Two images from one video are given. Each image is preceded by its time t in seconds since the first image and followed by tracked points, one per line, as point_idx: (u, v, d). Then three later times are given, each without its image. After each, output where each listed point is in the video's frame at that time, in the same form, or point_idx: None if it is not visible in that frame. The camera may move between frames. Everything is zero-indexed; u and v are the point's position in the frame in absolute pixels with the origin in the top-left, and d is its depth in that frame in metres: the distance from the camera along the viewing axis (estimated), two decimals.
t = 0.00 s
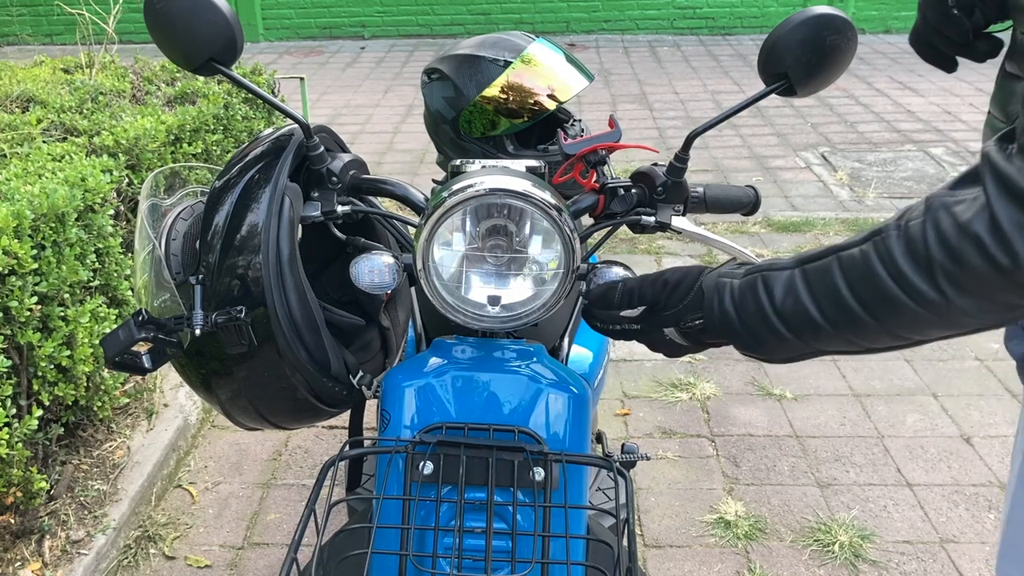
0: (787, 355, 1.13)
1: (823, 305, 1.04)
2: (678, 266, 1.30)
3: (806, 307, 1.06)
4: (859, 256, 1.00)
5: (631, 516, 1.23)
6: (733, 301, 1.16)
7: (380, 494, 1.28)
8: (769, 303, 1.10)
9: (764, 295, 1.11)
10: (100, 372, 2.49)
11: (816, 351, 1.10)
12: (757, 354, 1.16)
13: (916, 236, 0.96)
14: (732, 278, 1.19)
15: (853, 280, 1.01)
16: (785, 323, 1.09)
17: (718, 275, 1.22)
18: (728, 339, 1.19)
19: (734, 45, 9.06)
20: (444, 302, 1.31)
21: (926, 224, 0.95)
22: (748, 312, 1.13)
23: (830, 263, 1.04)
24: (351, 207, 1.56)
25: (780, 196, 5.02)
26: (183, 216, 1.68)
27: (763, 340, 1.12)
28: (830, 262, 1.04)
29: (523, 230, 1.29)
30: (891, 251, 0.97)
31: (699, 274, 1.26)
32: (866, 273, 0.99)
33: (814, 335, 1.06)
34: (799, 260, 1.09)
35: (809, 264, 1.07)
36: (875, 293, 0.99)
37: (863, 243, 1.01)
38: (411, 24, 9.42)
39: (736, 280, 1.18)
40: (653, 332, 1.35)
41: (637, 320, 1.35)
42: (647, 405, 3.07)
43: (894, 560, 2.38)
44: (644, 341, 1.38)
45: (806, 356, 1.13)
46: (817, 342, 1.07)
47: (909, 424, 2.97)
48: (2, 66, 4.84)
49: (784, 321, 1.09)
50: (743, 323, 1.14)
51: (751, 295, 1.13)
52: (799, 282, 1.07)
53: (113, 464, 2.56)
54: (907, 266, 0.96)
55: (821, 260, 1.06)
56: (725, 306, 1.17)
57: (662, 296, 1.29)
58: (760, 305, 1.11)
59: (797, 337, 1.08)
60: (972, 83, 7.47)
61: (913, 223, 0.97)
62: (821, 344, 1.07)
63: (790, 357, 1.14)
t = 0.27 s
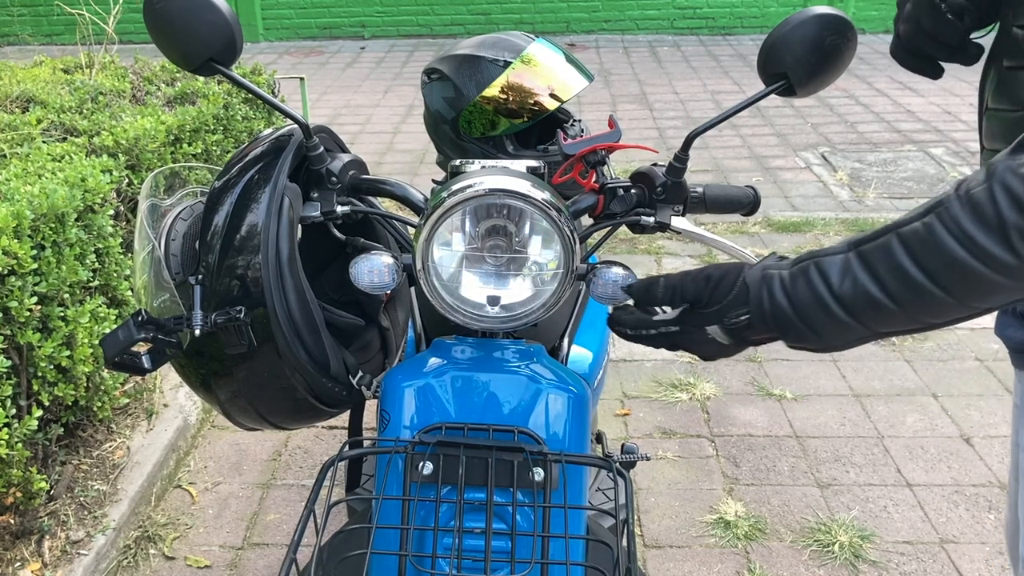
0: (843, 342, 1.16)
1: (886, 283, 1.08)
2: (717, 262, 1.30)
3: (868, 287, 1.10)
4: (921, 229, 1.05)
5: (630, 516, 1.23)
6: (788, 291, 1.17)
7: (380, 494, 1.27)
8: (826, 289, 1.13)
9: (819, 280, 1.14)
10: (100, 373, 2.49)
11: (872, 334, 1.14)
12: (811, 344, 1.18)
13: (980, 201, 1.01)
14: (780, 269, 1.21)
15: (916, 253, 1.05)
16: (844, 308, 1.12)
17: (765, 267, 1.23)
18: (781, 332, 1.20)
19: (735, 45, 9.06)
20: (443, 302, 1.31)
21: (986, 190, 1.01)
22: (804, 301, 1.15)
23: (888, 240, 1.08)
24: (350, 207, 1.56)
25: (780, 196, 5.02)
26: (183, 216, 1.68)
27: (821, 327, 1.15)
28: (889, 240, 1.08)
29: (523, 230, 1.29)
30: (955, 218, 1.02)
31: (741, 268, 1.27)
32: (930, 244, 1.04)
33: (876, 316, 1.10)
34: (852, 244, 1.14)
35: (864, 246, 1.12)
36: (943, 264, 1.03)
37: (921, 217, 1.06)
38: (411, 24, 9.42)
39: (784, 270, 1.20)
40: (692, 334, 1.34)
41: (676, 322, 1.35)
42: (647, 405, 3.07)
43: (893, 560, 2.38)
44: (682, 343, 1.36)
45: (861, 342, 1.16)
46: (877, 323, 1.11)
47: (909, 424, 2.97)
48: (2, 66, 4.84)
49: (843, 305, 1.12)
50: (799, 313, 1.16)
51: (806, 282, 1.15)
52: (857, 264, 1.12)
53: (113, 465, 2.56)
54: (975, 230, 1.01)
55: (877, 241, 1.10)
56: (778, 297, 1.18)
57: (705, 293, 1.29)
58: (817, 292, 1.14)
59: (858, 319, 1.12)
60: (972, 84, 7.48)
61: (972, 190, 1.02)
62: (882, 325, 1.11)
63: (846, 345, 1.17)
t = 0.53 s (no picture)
0: (864, 327, 1.21)
1: (912, 266, 1.13)
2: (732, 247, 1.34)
3: (893, 269, 1.15)
4: (949, 210, 1.10)
5: (630, 516, 1.23)
6: (810, 276, 1.23)
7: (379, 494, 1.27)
8: (849, 273, 1.19)
9: (841, 264, 1.20)
10: (100, 372, 2.49)
11: (893, 319, 1.19)
12: (832, 329, 1.24)
13: (1006, 184, 1.07)
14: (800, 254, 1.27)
15: (943, 235, 1.11)
16: (867, 292, 1.18)
17: (783, 253, 1.30)
18: (799, 318, 1.26)
19: (735, 45, 9.05)
20: (443, 302, 1.31)
21: (1010, 171, 1.07)
22: (825, 286, 1.21)
23: (914, 222, 1.14)
24: (349, 207, 1.56)
25: (780, 196, 5.02)
26: (183, 216, 1.68)
27: (842, 312, 1.20)
28: (914, 221, 1.14)
29: (522, 230, 1.29)
30: (979, 201, 1.08)
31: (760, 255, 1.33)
32: (957, 225, 1.09)
33: (900, 300, 1.15)
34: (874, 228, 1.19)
35: (887, 229, 1.17)
36: (970, 245, 1.08)
37: (945, 201, 1.12)
38: (411, 24, 9.42)
39: (804, 255, 1.26)
40: (707, 325, 1.36)
41: (689, 312, 1.38)
42: (647, 405, 3.07)
43: (893, 560, 2.38)
44: (695, 336, 1.38)
45: (882, 328, 1.21)
46: (900, 307, 1.16)
47: (909, 424, 2.97)
48: (2, 66, 4.83)
49: (866, 289, 1.18)
50: (820, 298, 1.22)
51: (828, 266, 1.21)
52: (880, 247, 1.17)
53: (113, 465, 2.56)
54: (1003, 210, 1.06)
55: (900, 223, 1.16)
56: (799, 281, 1.24)
57: (721, 276, 1.32)
58: (839, 277, 1.20)
59: (881, 302, 1.17)
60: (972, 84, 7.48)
61: (997, 172, 1.08)
62: (905, 308, 1.16)
63: (866, 331, 1.22)
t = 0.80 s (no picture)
0: (841, 334, 1.27)
1: (883, 276, 1.19)
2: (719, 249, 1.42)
3: (865, 279, 1.21)
4: (920, 221, 1.15)
5: (630, 516, 1.23)
6: (789, 282, 1.29)
7: (379, 494, 1.27)
8: (826, 281, 1.25)
9: (818, 272, 1.25)
10: (100, 372, 2.49)
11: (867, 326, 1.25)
12: (812, 334, 1.30)
13: (974, 197, 1.10)
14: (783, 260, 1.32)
15: (913, 246, 1.15)
16: (841, 299, 1.23)
17: (768, 257, 1.34)
18: (781, 321, 1.32)
19: (735, 45, 9.05)
20: (443, 302, 1.31)
21: (982, 185, 1.10)
22: (802, 293, 1.27)
23: (888, 232, 1.19)
24: (350, 207, 1.56)
25: (780, 196, 5.02)
26: (183, 216, 1.68)
27: (818, 318, 1.26)
28: (886, 232, 1.19)
29: (522, 230, 1.29)
30: (949, 212, 1.12)
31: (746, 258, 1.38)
32: (926, 237, 1.14)
33: (872, 308, 1.21)
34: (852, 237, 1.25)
35: (862, 238, 1.22)
36: (932, 257, 1.13)
37: (918, 212, 1.16)
38: (412, 24, 9.41)
39: (786, 261, 1.31)
40: (695, 323, 1.45)
41: (679, 313, 1.47)
42: (647, 405, 3.07)
43: (894, 560, 2.38)
44: (686, 334, 1.47)
45: (859, 334, 1.27)
46: (874, 315, 1.22)
47: (910, 424, 2.97)
48: (3, 66, 4.83)
49: (841, 297, 1.23)
50: (796, 303, 1.28)
51: (806, 273, 1.27)
52: (856, 255, 1.22)
53: (114, 465, 2.56)
54: (971, 224, 1.10)
55: (875, 233, 1.21)
56: (779, 288, 1.30)
57: (706, 278, 1.40)
58: (816, 285, 1.25)
59: (854, 309, 1.23)
60: (973, 84, 7.48)
61: (973, 184, 1.11)
62: (877, 316, 1.22)
63: (844, 336, 1.28)
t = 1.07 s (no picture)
0: (861, 378, 1.15)
1: (901, 318, 1.07)
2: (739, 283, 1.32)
3: (882, 320, 1.08)
4: (937, 259, 1.03)
5: (630, 516, 1.23)
6: (802, 321, 1.17)
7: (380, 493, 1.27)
8: (841, 322, 1.12)
9: (832, 312, 1.13)
10: (101, 372, 2.49)
11: (889, 371, 1.12)
12: (830, 378, 1.18)
13: (998, 231, 0.98)
14: (799, 295, 1.21)
15: (932, 286, 1.03)
16: (857, 341, 1.11)
17: (785, 293, 1.23)
18: (795, 364, 1.20)
19: (736, 44, 9.05)
20: (444, 301, 1.31)
21: (1006, 217, 0.98)
22: (816, 335, 1.15)
23: (905, 270, 1.06)
24: (351, 207, 1.57)
25: (781, 196, 5.02)
26: (184, 216, 1.68)
27: (834, 362, 1.14)
28: (905, 269, 1.06)
29: (523, 230, 1.29)
30: (970, 249, 1.00)
31: (764, 294, 1.28)
32: (947, 278, 1.01)
33: (892, 351, 1.08)
34: (870, 273, 1.12)
35: (880, 276, 1.10)
36: (956, 299, 1.01)
37: (937, 248, 1.04)
38: (412, 24, 9.41)
39: (802, 298, 1.19)
40: (714, 363, 1.35)
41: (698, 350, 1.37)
42: (648, 405, 3.07)
43: (894, 560, 2.38)
44: (705, 374, 1.37)
45: (882, 379, 1.14)
46: (896, 360, 1.09)
47: (910, 424, 2.97)
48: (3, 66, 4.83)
49: (857, 340, 1.11)
50: (813, 346, 1.16)
51: (820, 313, 1.15)
52: (872, 295, 1.10)
53: (114, 464, 2.56)
54: (991, 262, 0.98)
55: (893, 270, 1.09)
56: (793, 328, 1.18)
57: (723, 313, 1.31)
58: (831, 325, 1.13)
59: (874, 353, 1.10)
60: (974, 83, 7.47)
61: (992, 219, 0.99)
62: (898, 360, 1.09)
63: (865, 381, 1.15)
